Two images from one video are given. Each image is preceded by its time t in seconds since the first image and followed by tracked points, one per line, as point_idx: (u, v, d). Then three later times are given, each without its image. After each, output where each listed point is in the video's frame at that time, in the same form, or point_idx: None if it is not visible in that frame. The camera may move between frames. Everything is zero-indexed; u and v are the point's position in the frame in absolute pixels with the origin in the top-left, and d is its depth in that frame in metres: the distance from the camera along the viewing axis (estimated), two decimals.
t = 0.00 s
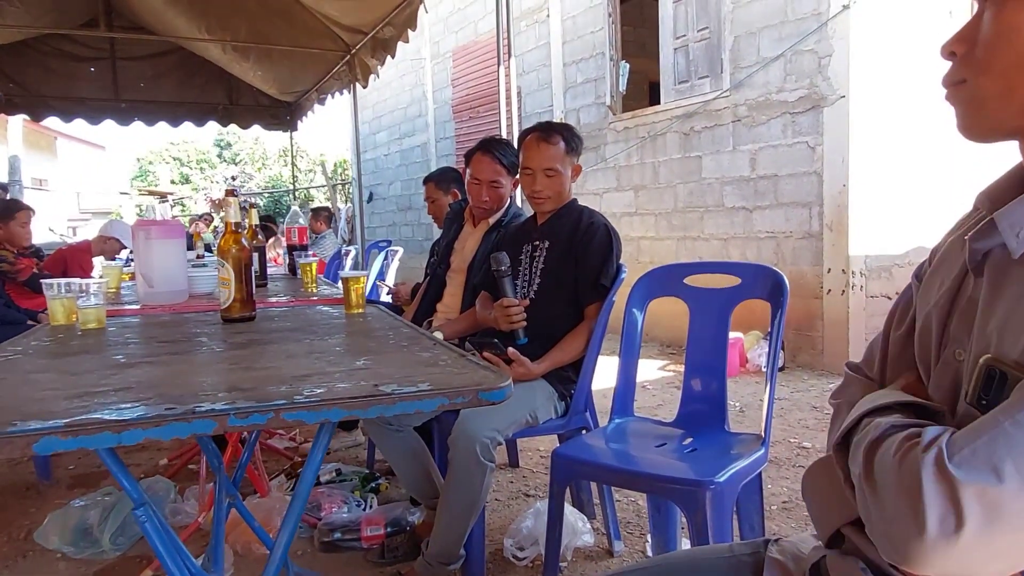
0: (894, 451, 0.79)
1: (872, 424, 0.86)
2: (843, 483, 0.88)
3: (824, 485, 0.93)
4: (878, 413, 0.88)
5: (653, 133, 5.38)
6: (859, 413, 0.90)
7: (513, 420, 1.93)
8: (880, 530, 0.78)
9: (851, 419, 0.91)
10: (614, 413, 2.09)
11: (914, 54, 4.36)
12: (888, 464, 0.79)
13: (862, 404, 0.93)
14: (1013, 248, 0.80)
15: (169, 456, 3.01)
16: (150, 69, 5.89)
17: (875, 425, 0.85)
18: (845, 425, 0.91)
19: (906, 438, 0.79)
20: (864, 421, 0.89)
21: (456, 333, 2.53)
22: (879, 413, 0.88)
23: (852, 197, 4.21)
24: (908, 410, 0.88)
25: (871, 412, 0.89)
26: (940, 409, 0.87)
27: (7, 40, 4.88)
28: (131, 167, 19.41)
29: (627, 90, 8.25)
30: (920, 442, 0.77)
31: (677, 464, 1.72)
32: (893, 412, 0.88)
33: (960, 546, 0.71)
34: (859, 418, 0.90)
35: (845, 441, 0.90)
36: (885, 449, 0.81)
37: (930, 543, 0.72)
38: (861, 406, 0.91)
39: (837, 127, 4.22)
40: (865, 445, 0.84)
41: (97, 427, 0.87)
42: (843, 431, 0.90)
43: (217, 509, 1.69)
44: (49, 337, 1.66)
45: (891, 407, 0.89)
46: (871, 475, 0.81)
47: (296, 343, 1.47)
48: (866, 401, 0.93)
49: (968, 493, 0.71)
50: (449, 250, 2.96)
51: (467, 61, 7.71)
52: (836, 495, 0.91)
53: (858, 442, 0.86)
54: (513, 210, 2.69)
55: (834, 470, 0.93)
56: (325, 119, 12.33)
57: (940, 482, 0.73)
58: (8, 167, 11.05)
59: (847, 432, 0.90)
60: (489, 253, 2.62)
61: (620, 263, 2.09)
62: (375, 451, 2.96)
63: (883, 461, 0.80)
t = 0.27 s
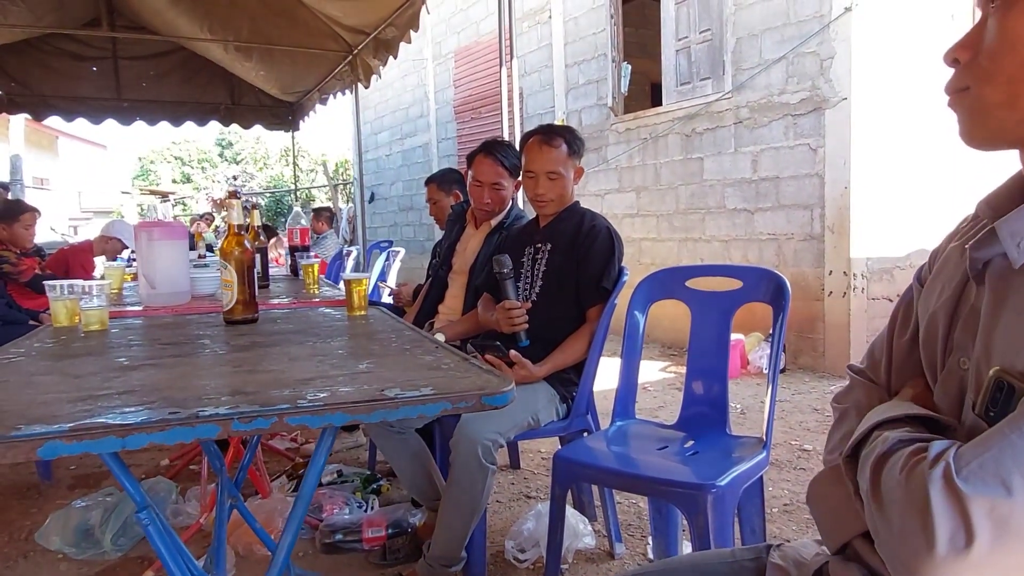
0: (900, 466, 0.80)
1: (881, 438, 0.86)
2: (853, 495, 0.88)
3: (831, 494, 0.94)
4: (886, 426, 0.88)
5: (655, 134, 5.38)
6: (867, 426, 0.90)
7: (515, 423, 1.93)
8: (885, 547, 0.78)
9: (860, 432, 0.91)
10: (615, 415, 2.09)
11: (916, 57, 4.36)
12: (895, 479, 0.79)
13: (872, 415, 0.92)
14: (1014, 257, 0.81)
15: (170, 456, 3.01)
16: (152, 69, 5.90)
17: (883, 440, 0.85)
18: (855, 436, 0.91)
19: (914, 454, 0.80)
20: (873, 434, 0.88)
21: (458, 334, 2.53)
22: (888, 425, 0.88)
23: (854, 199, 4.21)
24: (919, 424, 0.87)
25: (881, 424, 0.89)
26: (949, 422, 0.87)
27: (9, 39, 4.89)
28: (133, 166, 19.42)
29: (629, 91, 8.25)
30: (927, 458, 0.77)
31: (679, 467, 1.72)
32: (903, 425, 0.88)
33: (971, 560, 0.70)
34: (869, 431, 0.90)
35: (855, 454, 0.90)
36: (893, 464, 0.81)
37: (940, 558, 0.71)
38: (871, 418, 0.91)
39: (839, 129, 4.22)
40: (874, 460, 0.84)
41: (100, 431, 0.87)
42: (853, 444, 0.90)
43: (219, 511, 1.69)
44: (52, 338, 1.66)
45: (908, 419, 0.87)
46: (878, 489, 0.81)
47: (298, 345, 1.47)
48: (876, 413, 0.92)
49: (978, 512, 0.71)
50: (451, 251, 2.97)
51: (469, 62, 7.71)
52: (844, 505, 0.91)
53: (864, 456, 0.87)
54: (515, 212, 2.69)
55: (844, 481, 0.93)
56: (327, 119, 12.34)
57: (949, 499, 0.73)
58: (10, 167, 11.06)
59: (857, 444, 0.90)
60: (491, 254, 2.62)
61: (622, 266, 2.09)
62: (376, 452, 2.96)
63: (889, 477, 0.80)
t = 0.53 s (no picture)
0: (914, 481, 0.78)
1: (890, 450, 0.84)
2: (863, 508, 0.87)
3: (837, 501, 0.93)
4: (894, 436, 0.87)
5: (657, 135, 5.38)
6: (873, 437, 0.89)
7: (515, 424, 1.93)
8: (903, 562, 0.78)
9: (867, 443, 0.89)
10: (615, 417, 2.09)
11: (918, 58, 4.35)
12: (910, 494, 0.78)
13: (877, 424, 0.91)
14: (1019, 263, 0.80)
15: (171, 456, 3.01)
16: (154, 68, 5.90)
17: (892, 451, 0.84)
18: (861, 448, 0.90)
19: (927, 467, 0.78)
20: (881, 445, 0.87)
21: (459, 334, 2.53)
22: (897, 435, 0.87)
23: (855, 200, 4.21)
24: (927, 432, 0.87)
25: (887, 435, 0.88)
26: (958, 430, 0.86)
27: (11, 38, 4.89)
28: (135, 165, 19.44)
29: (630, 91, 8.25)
30: (941, 473, 0.76)
31: (679, 469, 1.72)
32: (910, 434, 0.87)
33: None
34: (876, 442, 0.88)
35: (862, 465, 0.89)
36: (906, 478, 0.80)
37: None
38: (876, 429, 0.90)
39: (841, 130, 4.21)
40: (885, 474, 0.82)
41: (99, 433, 0.87)
42: (860, 455, 0.89)
43: (219, 512, 1.69)
44: (52, 339, 1.66)
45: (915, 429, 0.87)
46: (892, 505, 0.80)
47: (298, 346, 1.47)
48: (879, 424, 0.91)
49: (998, 526, 0.71)
50: (451, 251, 2.96)
51: (471, 62, 7.71)
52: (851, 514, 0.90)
53: (873, 468, 0.86)
54: (516, 212, 2.69)
55: (851, 491, 0.92)
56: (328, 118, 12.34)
57: (968, 517, 0.72)
58: (12, 165, 11.07)
59: (864, 455, 0.89)
60: (491, 255, 2.62)
61: (622, 267, 2.09)
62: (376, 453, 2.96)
63: (903, 492, 0.79)
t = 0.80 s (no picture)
0: (943, 505, 0.75)
1: (907, 470, 0.82)
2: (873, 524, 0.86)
3: (841, 513, 0.92)
4: (906, 453, 0.85)
5: (660, 134, 5.37)
6: (878, 452, 0.88)
7: (516, 425, 1.93)
8: None
9: (871, 458, 0.88)
10: (617, 418, 2.08)
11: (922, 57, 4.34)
12: (938, 519, 0.75)
13: (881, 438, 0.90)
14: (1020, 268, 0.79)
15: (174, 455, 3.02)
16: (158, 67, 5.92)
17: (907, 471, 0.82)
18: (864, 462, 0.89)
19: (954, 489, 0.76)
20: (889, 462, 0.86)
21: (461, 334, 2.53)
22: (906, 451, 0.85)
23: (858, 200, 4.21)
24: (931, 443, 0.86)
25: (893, 449, 0.87)
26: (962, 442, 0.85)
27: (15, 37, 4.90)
28: (139, 164, 19.48)
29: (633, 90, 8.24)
30: (973, 499, 0.73)
31: (681, 471, 1.72)
32: (918, 449, 0.85)
33: None
34: (881, 457, 0.87)
35: (869, 480, 0.88)
36: (931, 501, 0.77)
37: None
38: (878, 442, 0.89)
39: (844, 130, 4.21)
40: (906, 497, 0.79)
41: (101, 435, 0.88)
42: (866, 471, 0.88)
43: (220, 511, 1.69)
44: (56, 339, 1.67)
45: (918, 441, 0.86)
46: (916, 529, 0.78)
47: (300, 347, 1.47)
48: (878, 436, 0.90)
49: None
50: (454, 251, 2.96)
51: (474, 61, 7.71)
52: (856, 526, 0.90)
53: (885, 488, 0.83)
54: (518, 212, 2.69)
55: (856, 503, 0.90)
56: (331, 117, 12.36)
57: (1004, 547, 0.70)
58: (16, 164, 11.10)
59: (870, 470, 0.88)
60: (494, 255, 2.62)
61: (624, 268, 2.09)
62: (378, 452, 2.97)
63: (932, 518, 0.76)
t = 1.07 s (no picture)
0: (940, 501, 0.75)
1: (904, 468, 0.81)
2: (870, 524, 0.85)
3: (839, 513, 0.91)
4: (902, 452, 0.85)
5: (665, 132, 5.36)
6: (874, 452, 0.87)
7: (520, 424, 1.93)
8: None
9: (867, 458, 0.88)
10: (621, 417, 2.08)
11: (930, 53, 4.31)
12: (935, 516, 0.75)
13: (878, 438, 0.89)
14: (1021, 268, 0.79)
15: (180, 454, 3.04)
16: (164, 67, 5.94)
17: (903, 468, 0.81)
18: (861, 462, 0.88)
19: (950, 486, 0.75)
20: (884, 461, 0.85)
21: (466, 333, 2.54)
22: (903, 450, 0.85)
23: (865, 197, 4.19)
24: (927, 442, 0.85)
25: (889, 448, 0.86)
26: (957, 441, 0.84)
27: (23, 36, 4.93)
28: (145, 163, 19.56)
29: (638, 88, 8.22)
30: (969, 495, 0.73)
31: (684, 470, 1.72)
32: (916, 447, 0.85)
33: None
34: (876, 457, 0.87)
35: (866, 479, 0.87)
36: (927, 498, 0.77)
37: None
38: (873, 442, 0.89)
39: (850, 127, 4.19)
40: (903, 495, 0.79)
41: (104, 435, 0.88)
42: (862, 470, 0.87)
43: (226, 510, 1.70)
44: (62, 338, 1.68)
45: (915, 441, 0.85)
46: (914, 526, 0.77)
47: (304, 347, 1.48)
48: (875, 436, 0.90)
49: None
50: (459, 251, 2.97)
51: (479, 59, 7.71)
52: (854, 525, 0.89)
53: (881, 486, 0.83)
54: (522, 212, 2.69)
55: (853, 503, 0.90)
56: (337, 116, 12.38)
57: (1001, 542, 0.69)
58: (25, 164, 11.16)
59: (867, 469, 0.87)
60: (498, 254, 2.63)
61: (628, 267, 2.09)
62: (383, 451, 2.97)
63: (928, 514, 0.75)
